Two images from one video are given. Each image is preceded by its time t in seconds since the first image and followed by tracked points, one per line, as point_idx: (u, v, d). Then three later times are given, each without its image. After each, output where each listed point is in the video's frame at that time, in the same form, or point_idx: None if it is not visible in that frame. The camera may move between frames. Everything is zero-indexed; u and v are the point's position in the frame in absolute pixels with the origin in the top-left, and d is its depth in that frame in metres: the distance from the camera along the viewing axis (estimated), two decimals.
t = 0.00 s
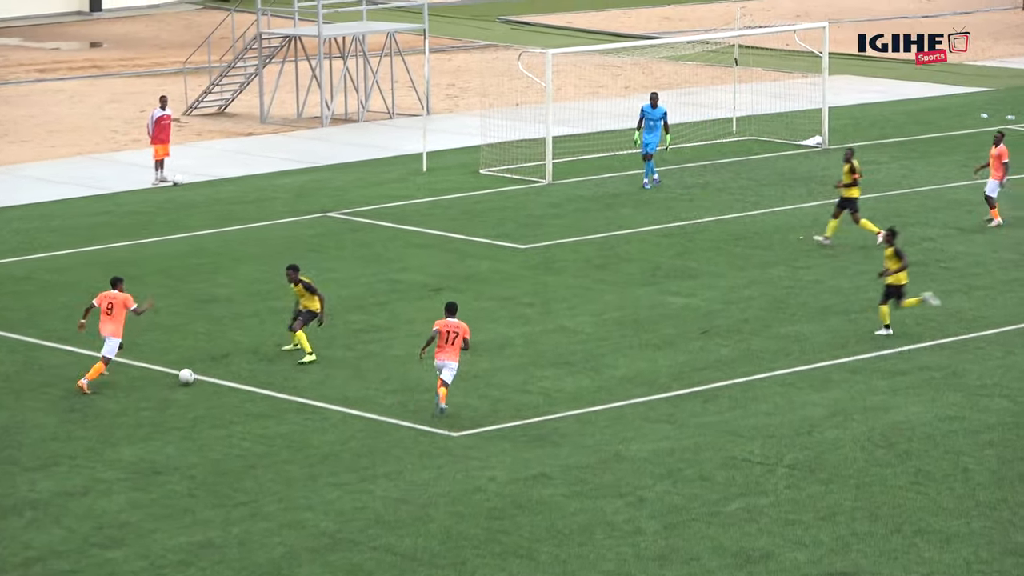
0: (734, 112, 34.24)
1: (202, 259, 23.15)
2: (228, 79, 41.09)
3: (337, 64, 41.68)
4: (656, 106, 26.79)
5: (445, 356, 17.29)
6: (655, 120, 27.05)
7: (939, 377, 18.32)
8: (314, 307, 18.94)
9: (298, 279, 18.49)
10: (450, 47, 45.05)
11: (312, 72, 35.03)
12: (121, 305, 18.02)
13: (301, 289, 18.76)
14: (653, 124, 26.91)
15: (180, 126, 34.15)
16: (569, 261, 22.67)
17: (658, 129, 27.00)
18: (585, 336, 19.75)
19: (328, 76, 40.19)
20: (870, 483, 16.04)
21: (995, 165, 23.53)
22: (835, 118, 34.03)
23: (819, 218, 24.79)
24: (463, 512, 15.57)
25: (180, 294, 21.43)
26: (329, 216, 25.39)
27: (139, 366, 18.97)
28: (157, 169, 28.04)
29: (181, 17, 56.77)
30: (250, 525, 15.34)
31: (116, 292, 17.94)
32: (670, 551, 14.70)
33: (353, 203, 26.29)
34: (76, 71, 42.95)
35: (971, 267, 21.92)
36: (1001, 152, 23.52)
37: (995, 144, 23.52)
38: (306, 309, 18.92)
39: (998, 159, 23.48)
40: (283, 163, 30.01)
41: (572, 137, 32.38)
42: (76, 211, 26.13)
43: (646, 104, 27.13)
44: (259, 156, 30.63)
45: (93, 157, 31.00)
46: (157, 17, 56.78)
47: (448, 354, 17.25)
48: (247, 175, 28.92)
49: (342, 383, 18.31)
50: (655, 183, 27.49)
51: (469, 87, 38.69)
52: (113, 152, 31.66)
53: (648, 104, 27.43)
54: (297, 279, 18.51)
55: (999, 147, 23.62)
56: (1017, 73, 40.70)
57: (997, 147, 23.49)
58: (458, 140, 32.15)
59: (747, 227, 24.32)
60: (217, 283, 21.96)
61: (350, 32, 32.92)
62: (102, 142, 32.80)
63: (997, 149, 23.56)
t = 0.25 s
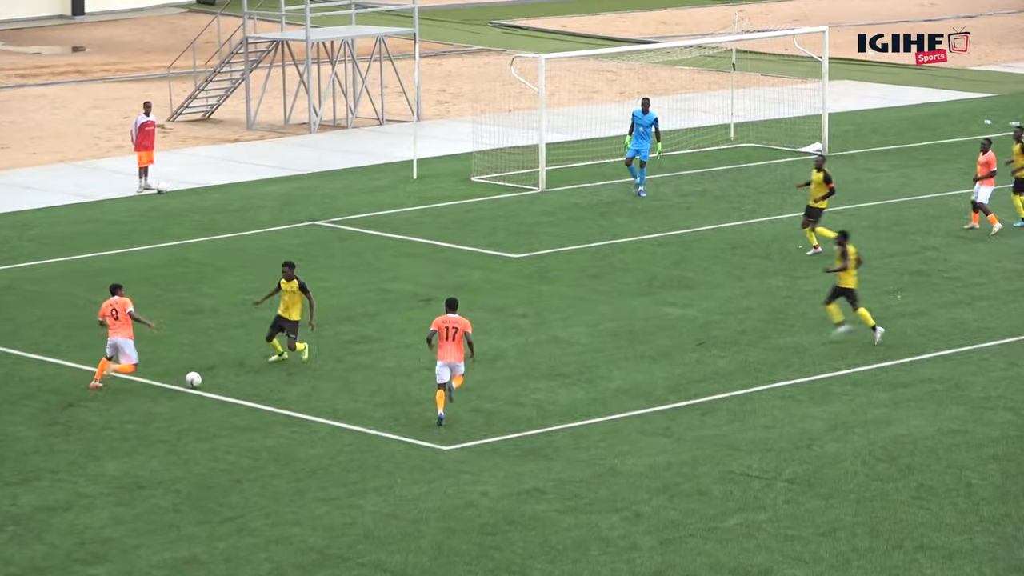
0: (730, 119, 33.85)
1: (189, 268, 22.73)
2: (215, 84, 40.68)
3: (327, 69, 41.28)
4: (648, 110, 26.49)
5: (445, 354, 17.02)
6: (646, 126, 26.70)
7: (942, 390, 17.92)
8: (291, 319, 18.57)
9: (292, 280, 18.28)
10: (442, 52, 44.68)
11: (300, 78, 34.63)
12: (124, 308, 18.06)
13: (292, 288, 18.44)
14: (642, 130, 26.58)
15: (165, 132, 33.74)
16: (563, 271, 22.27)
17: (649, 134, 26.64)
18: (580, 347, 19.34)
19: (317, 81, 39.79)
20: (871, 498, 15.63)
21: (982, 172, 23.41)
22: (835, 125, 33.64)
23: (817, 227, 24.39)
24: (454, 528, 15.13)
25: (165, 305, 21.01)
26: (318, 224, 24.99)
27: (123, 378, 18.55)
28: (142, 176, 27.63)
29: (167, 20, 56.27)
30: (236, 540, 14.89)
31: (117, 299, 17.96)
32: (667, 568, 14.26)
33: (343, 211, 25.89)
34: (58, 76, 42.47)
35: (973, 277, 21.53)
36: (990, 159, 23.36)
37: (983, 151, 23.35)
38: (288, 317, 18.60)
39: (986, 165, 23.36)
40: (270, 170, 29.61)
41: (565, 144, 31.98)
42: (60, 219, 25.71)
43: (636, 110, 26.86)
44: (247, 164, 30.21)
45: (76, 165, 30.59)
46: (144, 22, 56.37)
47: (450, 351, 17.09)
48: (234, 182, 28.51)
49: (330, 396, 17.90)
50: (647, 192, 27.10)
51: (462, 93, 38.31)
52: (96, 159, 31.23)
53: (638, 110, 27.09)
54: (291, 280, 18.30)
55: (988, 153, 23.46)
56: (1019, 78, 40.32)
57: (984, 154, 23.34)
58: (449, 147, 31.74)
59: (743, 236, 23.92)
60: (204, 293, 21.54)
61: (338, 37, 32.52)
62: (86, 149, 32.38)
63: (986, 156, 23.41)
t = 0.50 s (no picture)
0: (725, 124, 33.69)
1: (179, 274, 22.55)
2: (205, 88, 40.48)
3: (319, 73, 41.10)
4: (638, 114, 26.34)
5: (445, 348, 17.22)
6: (636, 131, 26.54)
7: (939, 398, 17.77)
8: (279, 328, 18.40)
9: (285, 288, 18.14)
10: (434, 56, 44.53)
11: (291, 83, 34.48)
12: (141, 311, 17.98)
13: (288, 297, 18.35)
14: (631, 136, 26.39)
15: (154, 137, 33.55)
16: (557, 277, 22.11)
17: (640, 139, 26.48)
18: (573, 355, 19.18)
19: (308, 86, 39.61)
20: (867, 507, 15.47)
21: (970, 173, 23.27)
22: (832, 130, 33.48)
23: (813, 233, 24.24)
24: (446, 537, 14.95)
25: (155, 312, 20.84)
26: (309, 230, 24.82)
27: (113, 386, 18.39)
28: (131, 182, 27.45)
29: (157, 25, 56.00)
30: (226, 549, 14.69)
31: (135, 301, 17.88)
32: None
33: (335, 218, 25.71)
34: (46, 80, 42.22)
35: (970, 283, 21.38)
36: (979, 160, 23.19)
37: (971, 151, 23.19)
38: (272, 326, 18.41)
39: (975, 167, 23.18)
40: (260, 175, 29.44)
41: (558, 150, 31.82)
42: (49, 225, 25.52)
43: (625, 114, 26.70)
44: (237, 169, 30.02)
45: (65, 170, 30.40)
46: (133, 25, 56.09)
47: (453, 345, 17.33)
48: (224, 188, 28.32)
49: (321, 404, 17.73)
50: (641, 199, 26.93)
51: (454, 98, 38.14)
52: (85, 164, 31.03)
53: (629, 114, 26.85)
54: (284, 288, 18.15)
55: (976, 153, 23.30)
56: (1018, 82, 40.15)
57: (971, 154, 23.14)
58: (441, 153, 31.56)
59: (738, 243, 23.76)
60: (193, 299, 21.39)
61: (330, 41, 32.37)
62: (74, 155, 32.20)
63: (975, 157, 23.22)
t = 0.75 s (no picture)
0: (715, 130, 33.70)
1: (168, 281, 22.52)
2: (193, 94, 40.40)
3: (308, 78, 41.08)
4: (622, 121, 26.25)
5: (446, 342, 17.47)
6: (620, 138, 26.46)
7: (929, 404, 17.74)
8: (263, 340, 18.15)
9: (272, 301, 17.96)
10: (424, 63, 44.55)
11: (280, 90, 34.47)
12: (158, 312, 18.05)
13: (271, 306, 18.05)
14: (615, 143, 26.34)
15: (143, 144, 33.52)
16: (546, 284, 22.10)
17: (624, 147, 26.42)
18: (563, 361, 19.15)
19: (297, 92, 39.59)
20: (858, 514, 15.44)
21: (951, 174, 23.33)
22: (821, 136, 33.47)
23: (803, 240, 24.24)
24: (436, 544, 14.90)
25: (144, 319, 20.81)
26: (298, 237, 24.81)
27: (101, 393, 18.35)
28: (119, 190, 27.41)
29: (144, 32, 55.44)
30: (215, 557, 14.64)
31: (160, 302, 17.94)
32: None
33: (324, 225, 25.69)
34: (35, 87, 42.14)
35: (960, 290, 21.39)
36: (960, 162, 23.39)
37: (952, 154, 23.40)
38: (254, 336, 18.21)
39: (957, 167, 23.31)
40: (249, 182, 29.39)
41: (548, 156, 31.81)
42: (37, 233, 25.47)
43: (609, 122, 26.61)
44: (225, 176, 29.99)
45: (53, 177, 30.34)
46: (120, 32, 55.54)
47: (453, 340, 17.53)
48: (212, 195, 28.28)
49: (310, 411, 17.70)
50: (630, 206, 26.90)
51: (443, 104, 38.15)
52: (73, 171, 30.99)
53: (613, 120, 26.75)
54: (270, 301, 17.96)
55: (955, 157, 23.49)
56: (1007, 89, 40.16)
57: (953, 156, 23.36)
58: (430, 159, 31.53)
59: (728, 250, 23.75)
60: (182, 306, 21.36)
61: (319, 47, 32.37)
62: (61, 162, 32.15)
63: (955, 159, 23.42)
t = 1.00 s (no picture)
0: (698, 136, 33.72)
1: (151, 288, 22.57)
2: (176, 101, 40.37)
3: (291, 85, 41.05)
4: (600, 126, 26.24)
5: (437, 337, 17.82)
6: (598, 143, 26.45)
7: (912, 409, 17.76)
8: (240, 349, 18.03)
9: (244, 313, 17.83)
10: (408, 69, 44.57)
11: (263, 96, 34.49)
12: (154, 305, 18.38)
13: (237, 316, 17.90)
14: (595, 148, 26.35)
15: (125, 151, 33.52)
16: (529, 289, 22.14)
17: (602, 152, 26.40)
18: (545, 367, 19.19)
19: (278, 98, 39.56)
20: (840, 520, 15.42)
21: (927, 182, 23.41)
22: (804, 142, 33.52)
23: (785, 245, 24.29)
24: (418, 551, 14.88)
25: (126, 326, 20.87)
26: (280, 243, 24.85)
27: (83, 400, 18.36)
28: (102, 197, 27.42)
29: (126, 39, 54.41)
30: (197, 564, 14.62)
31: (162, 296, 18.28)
32: None
33: (306, 231, 25.73)
34: (17, 94, 42.02)
35: (944, 295, 21.45)
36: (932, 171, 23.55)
37: (924, 163, 23.54)
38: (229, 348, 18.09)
39: (930, 175, 23.46)
40: (231, 189, 29.40)
41: (530, 163, 31.84)
42: (20, 240, 25.47)
43: (588, 127, 26.60)
44: (207, 183, 30.00)
45: (37, 184, 30.33)
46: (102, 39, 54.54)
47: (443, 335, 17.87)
48: (194, 202, 28.29)
49: (292, 418, 17.73)
50: (612, 212, 26.93)
51: (425, 110, 38.18)
52: (55, 179, 30.98)
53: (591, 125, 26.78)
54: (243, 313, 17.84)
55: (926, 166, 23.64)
56: (991, 94, 40.21)
57: (926, 165, 23.49)
58: (413, 166, 31.54)
59: (709, 256, 23.80)
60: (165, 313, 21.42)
61: (303, 54, 32.43)
62: (44, 169, 32.13)
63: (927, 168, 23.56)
